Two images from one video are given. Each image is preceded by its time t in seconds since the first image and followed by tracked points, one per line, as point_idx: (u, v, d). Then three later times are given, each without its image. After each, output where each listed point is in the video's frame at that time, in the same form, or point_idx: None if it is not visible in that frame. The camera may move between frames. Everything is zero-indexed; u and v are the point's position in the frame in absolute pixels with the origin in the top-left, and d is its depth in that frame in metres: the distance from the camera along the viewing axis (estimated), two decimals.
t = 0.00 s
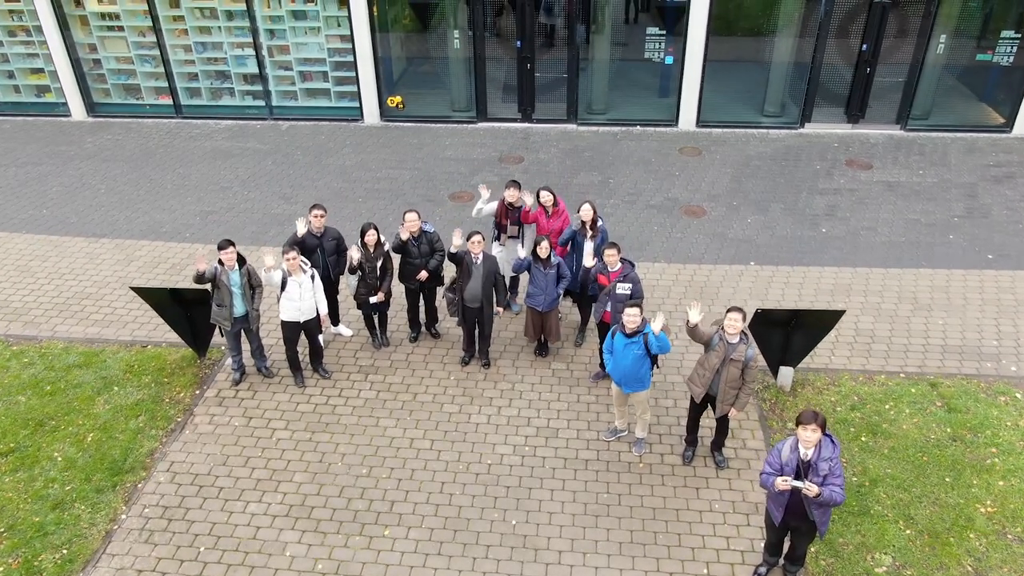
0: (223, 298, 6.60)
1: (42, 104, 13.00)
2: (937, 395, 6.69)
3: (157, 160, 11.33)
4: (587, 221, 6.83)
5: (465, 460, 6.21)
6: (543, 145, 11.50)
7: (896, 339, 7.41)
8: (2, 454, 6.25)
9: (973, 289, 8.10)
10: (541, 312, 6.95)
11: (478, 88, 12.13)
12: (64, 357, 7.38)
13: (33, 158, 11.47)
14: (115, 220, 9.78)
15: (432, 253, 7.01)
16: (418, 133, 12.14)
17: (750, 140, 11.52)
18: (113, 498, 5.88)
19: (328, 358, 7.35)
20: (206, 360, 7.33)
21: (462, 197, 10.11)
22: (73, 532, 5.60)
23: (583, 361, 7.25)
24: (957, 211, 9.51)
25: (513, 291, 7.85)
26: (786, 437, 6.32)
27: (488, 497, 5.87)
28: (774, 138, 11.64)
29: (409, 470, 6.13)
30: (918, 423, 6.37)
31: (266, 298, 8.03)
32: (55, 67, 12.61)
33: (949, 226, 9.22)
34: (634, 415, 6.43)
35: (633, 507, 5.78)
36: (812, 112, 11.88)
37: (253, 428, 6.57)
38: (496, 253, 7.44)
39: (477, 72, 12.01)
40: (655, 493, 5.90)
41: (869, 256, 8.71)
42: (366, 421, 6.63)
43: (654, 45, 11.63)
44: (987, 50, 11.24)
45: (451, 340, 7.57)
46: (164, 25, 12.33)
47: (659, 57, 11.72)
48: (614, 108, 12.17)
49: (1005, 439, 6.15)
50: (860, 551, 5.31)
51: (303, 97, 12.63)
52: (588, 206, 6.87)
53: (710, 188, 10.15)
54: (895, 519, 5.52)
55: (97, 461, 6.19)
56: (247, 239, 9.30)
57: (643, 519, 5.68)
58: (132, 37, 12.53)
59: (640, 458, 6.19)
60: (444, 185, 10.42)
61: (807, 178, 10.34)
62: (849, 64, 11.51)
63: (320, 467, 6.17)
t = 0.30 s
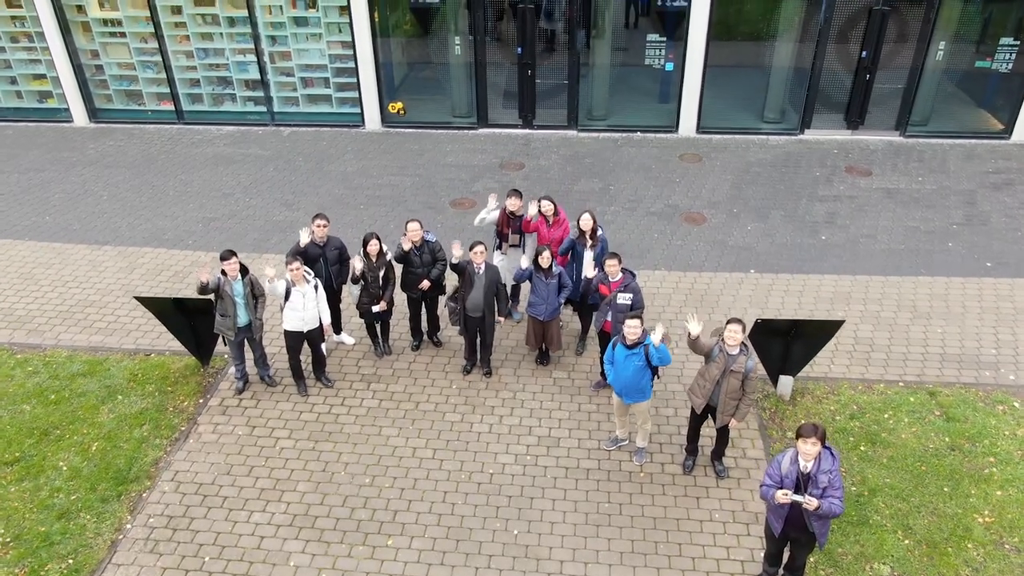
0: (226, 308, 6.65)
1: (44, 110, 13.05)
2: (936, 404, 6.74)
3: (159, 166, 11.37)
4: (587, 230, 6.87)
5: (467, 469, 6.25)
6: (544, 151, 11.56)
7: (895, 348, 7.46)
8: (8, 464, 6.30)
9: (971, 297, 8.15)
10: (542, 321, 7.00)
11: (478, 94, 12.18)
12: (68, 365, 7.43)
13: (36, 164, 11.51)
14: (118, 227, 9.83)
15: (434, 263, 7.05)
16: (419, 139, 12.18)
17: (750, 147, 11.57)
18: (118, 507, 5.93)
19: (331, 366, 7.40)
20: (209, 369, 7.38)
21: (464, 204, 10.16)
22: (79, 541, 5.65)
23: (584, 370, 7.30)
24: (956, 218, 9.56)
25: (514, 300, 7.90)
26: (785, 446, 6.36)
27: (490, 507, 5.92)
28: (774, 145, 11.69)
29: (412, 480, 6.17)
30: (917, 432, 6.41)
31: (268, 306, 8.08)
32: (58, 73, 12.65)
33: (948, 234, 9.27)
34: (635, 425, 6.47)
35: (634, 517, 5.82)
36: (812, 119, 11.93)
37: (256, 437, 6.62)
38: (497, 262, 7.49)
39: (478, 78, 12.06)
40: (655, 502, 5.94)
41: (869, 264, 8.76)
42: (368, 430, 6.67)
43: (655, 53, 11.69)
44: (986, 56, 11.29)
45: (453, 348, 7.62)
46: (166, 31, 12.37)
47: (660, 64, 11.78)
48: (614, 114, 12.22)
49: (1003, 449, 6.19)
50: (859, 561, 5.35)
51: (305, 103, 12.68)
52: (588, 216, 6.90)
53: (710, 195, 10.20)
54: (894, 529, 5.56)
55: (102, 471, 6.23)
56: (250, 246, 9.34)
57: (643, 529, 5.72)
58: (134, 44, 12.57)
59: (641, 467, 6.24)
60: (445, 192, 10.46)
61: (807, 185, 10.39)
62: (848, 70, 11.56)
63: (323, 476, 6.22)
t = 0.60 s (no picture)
0: (238, 331, 6.86)
1: (53, 125, 13.25)
2: (926, 424, 6.94)
3: (167, 183, 11.58)
4: (587, 254, 7.05)
5: (472, 489, 6.47)
6: (545, 168, 11.77)
7: (887, 368, 7.66)
8: (27, 484, 6.52)
9: (962, 317, 8.36)
10: (545, 343, 7.20)
11: (480, 111, 12.39)
12: (83, 386, 7.64)
13: (46, 181, 11.73)
14: (128, 245, 10.04)
15: (439, 286, 7.26)
16: (422, 155, 12.39)
17: (748, 163, 11.78)
18: (135, 527, 6.14)
19: (338, 386, 7.61)
20: (220, 389, 7.59)
21: (466, 222, 10.37)
22: (97, 560, 5.86)
23: (584, 390, 7.51)
24: (949, 237, 9.78)
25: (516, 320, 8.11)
26: (779, 467, 6.57)
27: (494, 526, 6.13)
28: (771, 161, 11.90)
29: (418, 499, 6.39)
30: (907, 453, 6.62)
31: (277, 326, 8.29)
32: (66, 89, 12.85)
33: (940, 252, 9.48)
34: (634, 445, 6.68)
35: (633, 536, 6.03)
36: (808, 135, 12.14)
37: (267, 457, 6.83)
38: (501, 284, 7.70)
39: (480, 94, 12.27)
40: (653, 522, 6.15)
41: (862, 283, 8.96)
42: (376, 450, 6.89)
43: (654, 71, 11.94)
44: (980, 73, 11.49)
45: (457, 368, 7.83)
46: (173, 48, 12.57)
47: (659, 82, 12.02)
48: (614, 130, 12.43)
49: (990, 469, 6.40)
50: None
51: (310, 119, 12.88)
52: (586, 240, 7.08)
53: (708, 213, 10.41)
54: (883, 548, 5.76)
55: (119, 490, 6.45)
56: (257, 264, 9.55)
57: (642, 548, 5.93)
58: (141, 61, 12.77)
59: (640, 487, 6.45)
60: (448, 210, 10.67)
61: (803, 203, 10.60)
62: (845, 87, 11.74)
63: (333, 496, 6.43)
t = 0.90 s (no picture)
0: (254, 357, 7.21)
1: (66, 145, 13.59)
2: (909, 446, 7.29)
3: (179, 204, 11.93)
4: (587, 283, 7.36)
5: (477, 509, 6.81)
6: (546, 189, 12.12)
7: (874, 390, 8.00)
8: (55, 504, 6.86)
9: (947, 339, 8.70)
10: (546, 368, 7.54)
11: (483, 132, 12.73)
12: (105, 408, 7.99)
13: (61, 202, 12.07)
14: (143, 267, 10.39)
15: (445, 313, 7.60)
16: (426, 176, 12.74)
17: (743, 184, 12.13)
18: (158, 546, 6.49)
19: (349, 408, 7.96)
20: (235, 411, 7.94)
21: (470, 243, 10.72)
22: None
23: (584, 412, 7.85)
24: (936, 259, 10.12)
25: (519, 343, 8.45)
26: (769, 488, 6.91)
27: (498, 545, 6.48)
28: (765, 182, 12.25)
29: (426, 519, 6.74)
30: (890, 474, 6.96)
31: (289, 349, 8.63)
32: (79, 110, 13.18)
33: (927, 274, 9.83)
34: (631, 467, 7.02)
35: (630, 555, 6.37)
36: (802, 156, 12.49)
37: (282, 478, 7.18)
38: (504, 310, 8.02)
39: (482, 116, 12.61)
40: (649, 541, 6.48)
41: (852, 305, 9.30)
42: (385, 471, 7.23)
43: (651, 95, 12.31)
44: (969, 97, 11.82)
45: (462, 391, 8.18)
46: (184, 71, 12.90)
47: (656, 106, 12.39)
48: (613, 151, 12.79)
49: (969, 491, 6.75)
50: None
51: (316, 139, 13.21)
52: (587, 269, 7.39)
53: (704, 235, 10.76)
54: (866, 567, 6.09)
55: (142, 511, 6.79)
56: (268, 286, 9.89)
57: (638, 566, 6.27)
58: (152, 83, 13.10)
59: (636, 507, 6.79)
60: (452, 231, 11.01)
61: (796, 225, 10.95)
62: (837, 111, 12.09)
63: (345, 516, 6.78)
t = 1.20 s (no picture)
0: (271, 382, 7.65)
1: (81, 164, 14.01)
2: (890, 464, 7.71)
3: (192, 224, 12.36)
4: (587, 309, 7.77)
5: (482, 525, 7.24)
6: (546, 210, 12.55)
7: (858, 410, 8.42)
8: (85, 520, 7.29)
9: (929, 359, 9.13)
10: (547, 389, 7.95)
11: (486, 153, 13.17)
12: (128, 426, 8.41)
13: (79, 222, 12.50)
14: (160, 287, 10.82)
15: (452, 337, 8.03)
16: (431, 196, 13.17)
17: (737, 205, 12.57)
18: (183, 560, 6.91)
19: (360, 428, 8.39)
20: (252, 429, 8.37)
21: (474, 264, 11.15)
22: None
23: (583, 431, 8.28)
24: (921, 280, 10.55)
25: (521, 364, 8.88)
26: (757, 505, 7.32)
27: (502, 559, 6.90)
28: (759, 203, 12.68)
29: (434, 534, 7.16)
30: (871, 491, 7.39)
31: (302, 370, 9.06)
32: (95, 131, 13.59)
33: (913, 295, 10.26)
34: (628, 484, 7.45)
35: (626, 569, 6.79)
36: (794, 178, 12.92)
37: (298, 494, 7.60)
38: (508, 333, 8.43)
39: (485, 138, 13.04)
40: (644, 556, 6.90)
41: (839, 326, 9.73)
42: (396, 488, 7.66)
43: (649, 119, 12.77)
44: (955, 121, 12.24)
45: (467, 410, 8.61)
46: (196, 94, 13.31)
47: (653, 129, 12.83)
48: (612, 171, 13.22)
49: (945, 507, 7.17)
50: None
51: (324, 159, 13.63)
52: (587, 296, 7.79)
53: (699, 256, 11.20)
54: None
55: (167, 526, 7.22)
56: (281, 307, 10.32)
57: None
58: (166, 105, 13.51)
59: (632, 523, 7.21)
60: (456, 252, 11.44)
61: (788, 246, 11.38)
62: (828, 136, 12.51)
63: (358, 531, 7.21)
